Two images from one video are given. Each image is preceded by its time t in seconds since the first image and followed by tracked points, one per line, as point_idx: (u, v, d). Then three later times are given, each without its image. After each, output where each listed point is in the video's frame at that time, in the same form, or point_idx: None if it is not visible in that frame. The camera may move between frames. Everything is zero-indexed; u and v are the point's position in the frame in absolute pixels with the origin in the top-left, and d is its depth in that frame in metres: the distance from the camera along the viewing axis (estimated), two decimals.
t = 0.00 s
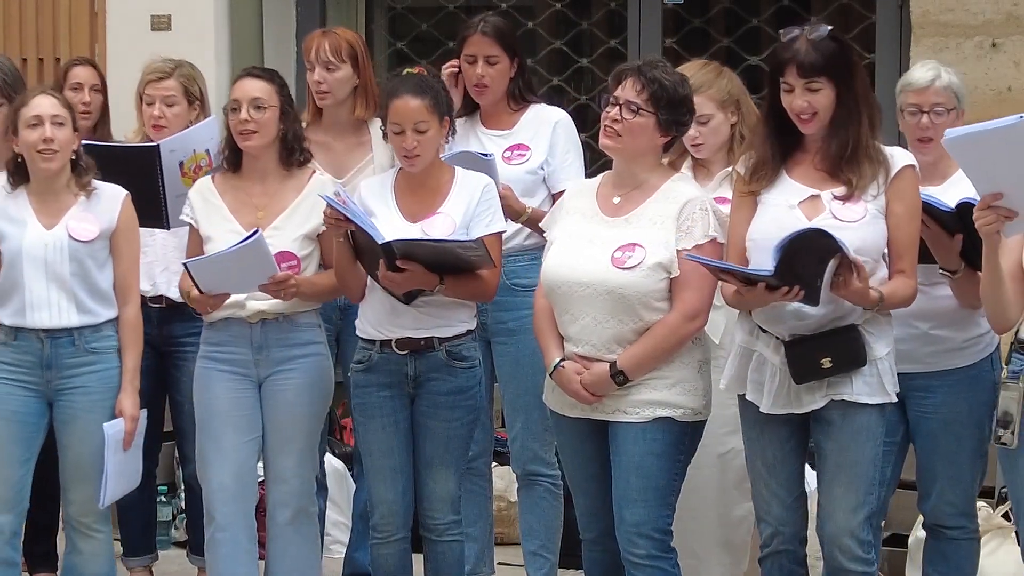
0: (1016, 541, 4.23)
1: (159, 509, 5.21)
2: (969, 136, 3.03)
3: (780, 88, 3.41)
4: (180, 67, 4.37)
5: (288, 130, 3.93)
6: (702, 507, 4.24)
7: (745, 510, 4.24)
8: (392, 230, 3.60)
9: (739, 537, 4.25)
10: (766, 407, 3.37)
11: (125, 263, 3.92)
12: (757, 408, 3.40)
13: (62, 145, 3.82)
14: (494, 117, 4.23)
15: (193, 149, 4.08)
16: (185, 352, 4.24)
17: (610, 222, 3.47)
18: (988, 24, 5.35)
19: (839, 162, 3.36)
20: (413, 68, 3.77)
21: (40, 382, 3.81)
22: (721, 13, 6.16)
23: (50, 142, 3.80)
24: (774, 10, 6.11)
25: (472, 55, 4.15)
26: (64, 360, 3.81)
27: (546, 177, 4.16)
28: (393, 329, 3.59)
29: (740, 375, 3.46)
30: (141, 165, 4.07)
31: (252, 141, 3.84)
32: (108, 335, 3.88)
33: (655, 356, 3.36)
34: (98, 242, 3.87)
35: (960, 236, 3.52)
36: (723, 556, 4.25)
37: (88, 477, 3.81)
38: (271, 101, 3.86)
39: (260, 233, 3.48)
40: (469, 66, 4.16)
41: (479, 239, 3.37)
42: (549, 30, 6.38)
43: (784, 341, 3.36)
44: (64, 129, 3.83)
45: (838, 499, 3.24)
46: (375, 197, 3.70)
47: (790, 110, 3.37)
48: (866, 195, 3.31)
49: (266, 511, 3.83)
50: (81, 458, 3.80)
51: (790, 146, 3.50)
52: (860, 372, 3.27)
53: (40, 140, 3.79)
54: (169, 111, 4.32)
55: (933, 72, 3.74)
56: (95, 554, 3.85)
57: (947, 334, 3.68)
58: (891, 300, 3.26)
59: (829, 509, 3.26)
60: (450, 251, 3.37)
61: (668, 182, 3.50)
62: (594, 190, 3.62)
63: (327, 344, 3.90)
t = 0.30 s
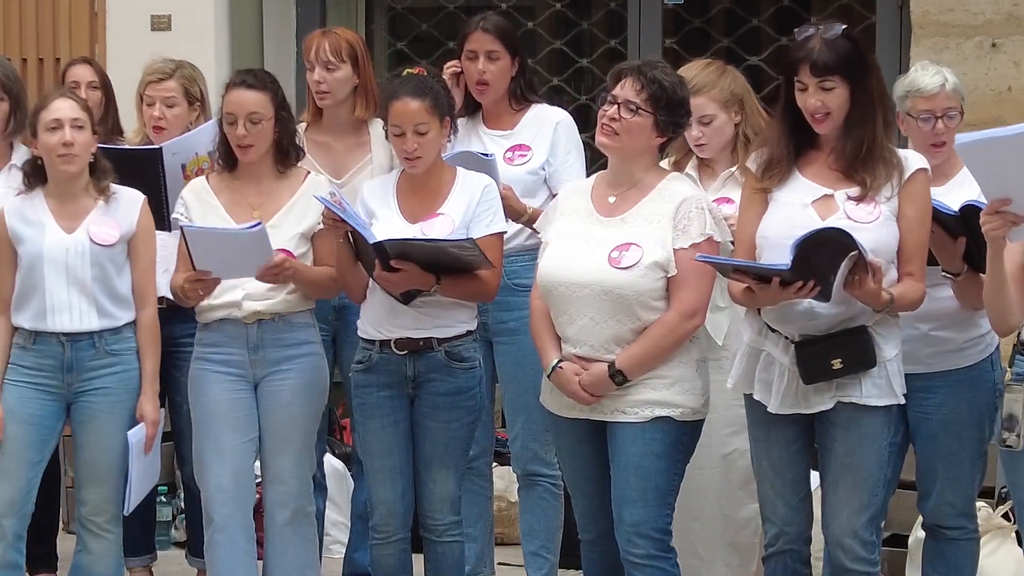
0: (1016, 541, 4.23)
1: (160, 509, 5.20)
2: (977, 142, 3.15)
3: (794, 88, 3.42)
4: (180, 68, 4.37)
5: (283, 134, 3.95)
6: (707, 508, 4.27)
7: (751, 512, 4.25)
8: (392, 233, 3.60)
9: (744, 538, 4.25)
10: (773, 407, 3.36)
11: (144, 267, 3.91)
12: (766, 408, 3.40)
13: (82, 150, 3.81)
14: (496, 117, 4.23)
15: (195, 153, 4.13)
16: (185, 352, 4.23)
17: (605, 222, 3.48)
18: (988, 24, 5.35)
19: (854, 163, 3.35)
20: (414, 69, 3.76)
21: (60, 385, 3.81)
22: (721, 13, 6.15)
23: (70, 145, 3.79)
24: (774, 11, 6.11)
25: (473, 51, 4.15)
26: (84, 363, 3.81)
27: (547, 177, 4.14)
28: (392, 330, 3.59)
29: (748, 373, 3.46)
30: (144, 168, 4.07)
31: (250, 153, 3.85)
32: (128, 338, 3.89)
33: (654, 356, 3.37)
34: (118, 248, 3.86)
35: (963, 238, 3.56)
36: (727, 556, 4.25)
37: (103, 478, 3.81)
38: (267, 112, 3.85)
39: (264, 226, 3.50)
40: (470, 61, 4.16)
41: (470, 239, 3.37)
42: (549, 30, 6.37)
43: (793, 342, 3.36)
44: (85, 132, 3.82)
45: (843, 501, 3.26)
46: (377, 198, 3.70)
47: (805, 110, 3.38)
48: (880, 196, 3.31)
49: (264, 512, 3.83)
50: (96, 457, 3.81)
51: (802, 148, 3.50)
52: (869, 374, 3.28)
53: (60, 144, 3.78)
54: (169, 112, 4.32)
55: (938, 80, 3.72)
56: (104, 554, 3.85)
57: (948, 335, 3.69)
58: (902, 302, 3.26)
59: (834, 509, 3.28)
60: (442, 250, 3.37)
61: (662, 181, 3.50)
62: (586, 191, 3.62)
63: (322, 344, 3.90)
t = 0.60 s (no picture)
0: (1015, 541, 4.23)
1: (160, 509, 5.19)
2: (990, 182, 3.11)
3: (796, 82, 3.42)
4: (180, 67, 4.37)
5: (280, 135, 3.95)
6: (706, 507, 4.27)
7: (747, 510, 4.25)
8: (392, 232, 3.60)
9: (742, 538, 4.26)
10: (780, 403, 3.37)
11: (149, 267, 3.91)
12: (772, 404, 3.40)
13: (92, 148, 3.82)
14: (497, 116, 4.23)
15: (198, 151, 4.12)
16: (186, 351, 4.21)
17: (603, 222, 3.50)
18: (988, 24, 5.35)
19: (858, 155, 3.35)
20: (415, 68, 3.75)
21: (61, 384, 3.81)
22: (721, 13, 6.16)
23: (81, 142, 3.79)
24: (774, 11, 6.10)
25: (475, 42, 4.16)
26: (85, 362, 3.81)
27: (548, 177, 4.14)
28: (389, 329, 3.60)
29: (754, 371, 3.46)
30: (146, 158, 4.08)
31: (249, 155, 3.86)
32: (130, 338, 3.88)
33: (652, 355, 3.39)
34: (124, 246, 3.86)
35: (965, 240, 3.57)
36: (723, 555, 4.26)
37: (103, 476, 3.81)
38: (265, 112, 3.85)
39: (244, 206, 3.43)
40: (472, 53, 4.16)
41: (460, 242, 3.34)
42: (549, 30, 6.38)
43: (799, 338, 3.37)
44: (94, 130, 3.82)
45: (854, 496, 3.29)
46: (380, 197, 3.70)
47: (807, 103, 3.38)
48: (885, 187, 3.31)
49: (263, 512, 3.83)
50: (97, 457, 3.80)
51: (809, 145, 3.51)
52: (874, 371, 3.27)
53: (70, 141, 3.79)
54: (170, 111, 4.32)
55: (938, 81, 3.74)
56: (105, 554, 3.84)
57: (947, 335, 3.70)
58: (909, 297, 3.26)
59: (845, 503, 3.31)
60: (431, 250, 3.36)
61: (659, 181, 3.53)
62: (579, 190, 3.64)
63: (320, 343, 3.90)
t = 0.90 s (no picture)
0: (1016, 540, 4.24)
1: (159, 509, 5.21)
2: (979, 206, 3.21)
3: (783, 87, 3.42)
4: (180, 67, 4.36)
5: (282, 135, 3.95)
6: (698, 505, 4.26)
7: (739, 510, 4.23)
8: (391, 234, 3.60)
9: (733, 537, 4.24)
10: (787, 409, 3.38)
11: (141, 267, 3.88)
12: (777, 410, 3.42)
13: (82, 150, 3.81)
14: (496, 116, 4.22)
15: (201, 151, 4.09)
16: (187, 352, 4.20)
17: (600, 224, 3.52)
18: (988, 24, 5.35)
19: (845, 154, 3.35)
20: (415, 68, 3.74)
21: (54, 383, 3.79)
22: (721, 13, 6.15)
23: (70, 145, 3.78)
24: (774, 11, 6.10)
25: (476, 42, 4.15)
26: (78, 361, 3.79)
27: (547, 177, 4.13)
28: (391, 330, 3.61)
29: (760, 377, 3.51)
30: (152, 161, 4.08)
31: (249, 154, 3.86)
32: (122, 336, 3.87)
33: (652, 356, 3.42)
34: (116, 245, 3.84)
35: (965, 241, 3.58)
36: (715, 554, 4.24)
37: (98, 476, 3.79)
38: (266, 113, 3.85)
39: (249, 215, 3.44)
40: (472, 53, 4.16)
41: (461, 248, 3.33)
42: (549, 31, 6.37)
43: (799, 344, 3.39)
44: (85, 131, 3.81)
45: (860, 496, 3.31)
46: (382, 198, 3.70)
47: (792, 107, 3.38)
48: (872, 190, 3.32)
49: (264, 512, 3.83)
50: (91, 457, 3.79)
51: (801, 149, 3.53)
52: (876, 371, 3.28)
53: (61, 143, 3.78)
54: (170, 112, 4.31)
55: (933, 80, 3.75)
56: (102, 555, 3.83)
57: (947, 335, 3.70)
58: (904, 297, 3.26)
59: (852, 504, 3.33)
60: (430, 256, 3.34)
61: (653, 181, 3.56)
62: (573, 190, 3.67)
63: (321, 343, 3.90)
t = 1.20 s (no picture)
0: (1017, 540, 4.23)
1: (163, 509, 5.17)
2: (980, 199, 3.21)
3: (768, 83, 3.52)
4: (180, 68, 4.37)
5: (285, 133, 3.97)
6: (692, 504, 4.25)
7: (729, 506, 4.21)
8: (393, 233, 3.62)
9: (722, 534, 4.22)
10: (779, 412, 3.43)
11: (127, 266, 3.88)
12: (771, 413, 3.47)
13: (61, 149, 3.82)
14: (494, 116, 4.21)
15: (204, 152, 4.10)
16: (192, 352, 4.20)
17: (598, 224, 3.58)
18: (990, 24, 5.34)
19: (827, 149, 3.41)
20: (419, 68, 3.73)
21: (39, 382, 3.73)
22: (722, 13, 6.13)
23: (51, 143, 3.79)
24: (777, 10, 6.08)
25: (475, 43, 4.16)
26: (63, 359, 3.73)
27: (546, 177, 4.11)
28: (396, 330, 3.63)
29: (753, 382, 3.55)
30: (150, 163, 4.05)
31: (250, 148, 3.89)
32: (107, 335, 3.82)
33: (654, 354, 3.46)
34: (100, 244, 3.84)
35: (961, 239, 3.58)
36: (704, 552, 4.24)
37: (89, 476, 3.76)
38: (269, 107, 3.91)
39: (250, 218, 3.44)
40: (472, 53, 4.16)
41: (465, 246, 3.38)
42: (550, 31, 6.36)
43: (789, 346, 3.45)
44: (66, 131, 3.83)
45: (859, 497, 3.32)
46: (385, 198, 3.71)
47: (776, 100, 3.47)
48: (853, 189, 3.37)
49: (267, 511, 3.84)
50: (81, 457, 3.75)
51: (788, 153, 3.60)
52: (867, 372, 3.31)
53: (41, 142, 3.80)
54: (171, 112, 4.32)
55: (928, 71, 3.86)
56: (97, 554, 3.80)
57: (942, 336, 3.72)
58: (888, 298, 3.27)
59: (850, 504, 3.34)
60: (434, 254, 3.39)
61: (649, 181, 3.62)
62: (565, 192, 3.71)
63: (323, 343, 3.90)
